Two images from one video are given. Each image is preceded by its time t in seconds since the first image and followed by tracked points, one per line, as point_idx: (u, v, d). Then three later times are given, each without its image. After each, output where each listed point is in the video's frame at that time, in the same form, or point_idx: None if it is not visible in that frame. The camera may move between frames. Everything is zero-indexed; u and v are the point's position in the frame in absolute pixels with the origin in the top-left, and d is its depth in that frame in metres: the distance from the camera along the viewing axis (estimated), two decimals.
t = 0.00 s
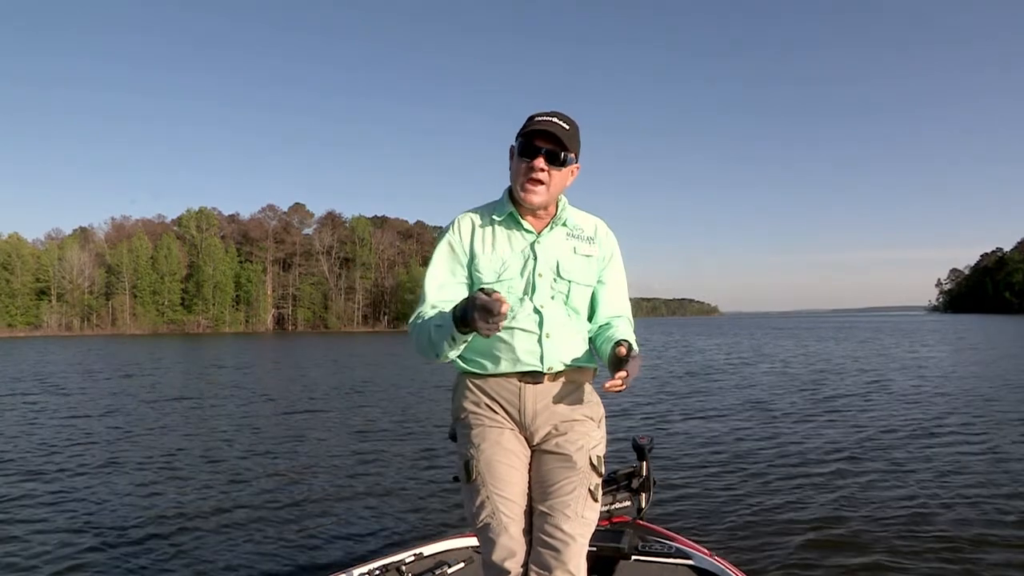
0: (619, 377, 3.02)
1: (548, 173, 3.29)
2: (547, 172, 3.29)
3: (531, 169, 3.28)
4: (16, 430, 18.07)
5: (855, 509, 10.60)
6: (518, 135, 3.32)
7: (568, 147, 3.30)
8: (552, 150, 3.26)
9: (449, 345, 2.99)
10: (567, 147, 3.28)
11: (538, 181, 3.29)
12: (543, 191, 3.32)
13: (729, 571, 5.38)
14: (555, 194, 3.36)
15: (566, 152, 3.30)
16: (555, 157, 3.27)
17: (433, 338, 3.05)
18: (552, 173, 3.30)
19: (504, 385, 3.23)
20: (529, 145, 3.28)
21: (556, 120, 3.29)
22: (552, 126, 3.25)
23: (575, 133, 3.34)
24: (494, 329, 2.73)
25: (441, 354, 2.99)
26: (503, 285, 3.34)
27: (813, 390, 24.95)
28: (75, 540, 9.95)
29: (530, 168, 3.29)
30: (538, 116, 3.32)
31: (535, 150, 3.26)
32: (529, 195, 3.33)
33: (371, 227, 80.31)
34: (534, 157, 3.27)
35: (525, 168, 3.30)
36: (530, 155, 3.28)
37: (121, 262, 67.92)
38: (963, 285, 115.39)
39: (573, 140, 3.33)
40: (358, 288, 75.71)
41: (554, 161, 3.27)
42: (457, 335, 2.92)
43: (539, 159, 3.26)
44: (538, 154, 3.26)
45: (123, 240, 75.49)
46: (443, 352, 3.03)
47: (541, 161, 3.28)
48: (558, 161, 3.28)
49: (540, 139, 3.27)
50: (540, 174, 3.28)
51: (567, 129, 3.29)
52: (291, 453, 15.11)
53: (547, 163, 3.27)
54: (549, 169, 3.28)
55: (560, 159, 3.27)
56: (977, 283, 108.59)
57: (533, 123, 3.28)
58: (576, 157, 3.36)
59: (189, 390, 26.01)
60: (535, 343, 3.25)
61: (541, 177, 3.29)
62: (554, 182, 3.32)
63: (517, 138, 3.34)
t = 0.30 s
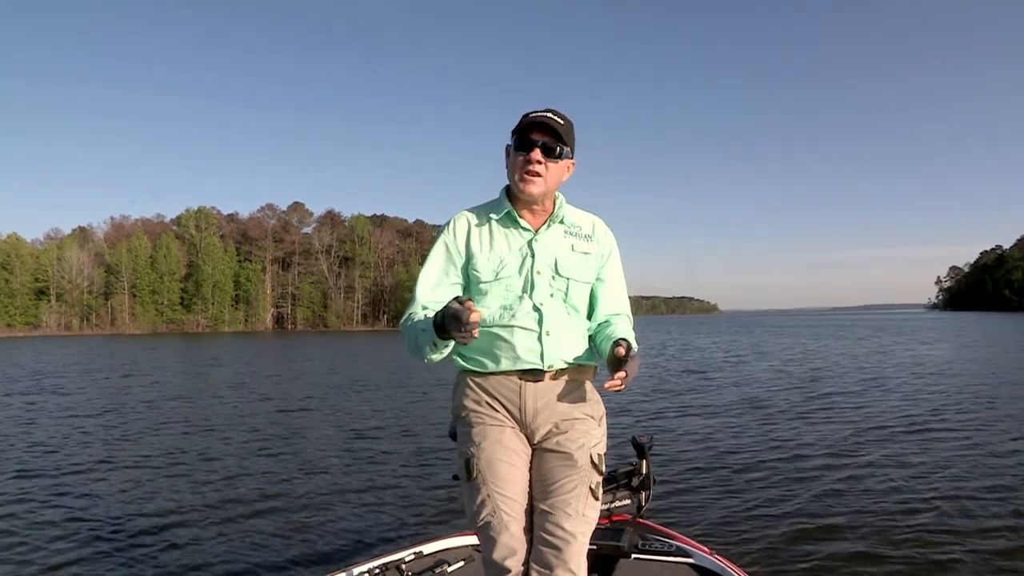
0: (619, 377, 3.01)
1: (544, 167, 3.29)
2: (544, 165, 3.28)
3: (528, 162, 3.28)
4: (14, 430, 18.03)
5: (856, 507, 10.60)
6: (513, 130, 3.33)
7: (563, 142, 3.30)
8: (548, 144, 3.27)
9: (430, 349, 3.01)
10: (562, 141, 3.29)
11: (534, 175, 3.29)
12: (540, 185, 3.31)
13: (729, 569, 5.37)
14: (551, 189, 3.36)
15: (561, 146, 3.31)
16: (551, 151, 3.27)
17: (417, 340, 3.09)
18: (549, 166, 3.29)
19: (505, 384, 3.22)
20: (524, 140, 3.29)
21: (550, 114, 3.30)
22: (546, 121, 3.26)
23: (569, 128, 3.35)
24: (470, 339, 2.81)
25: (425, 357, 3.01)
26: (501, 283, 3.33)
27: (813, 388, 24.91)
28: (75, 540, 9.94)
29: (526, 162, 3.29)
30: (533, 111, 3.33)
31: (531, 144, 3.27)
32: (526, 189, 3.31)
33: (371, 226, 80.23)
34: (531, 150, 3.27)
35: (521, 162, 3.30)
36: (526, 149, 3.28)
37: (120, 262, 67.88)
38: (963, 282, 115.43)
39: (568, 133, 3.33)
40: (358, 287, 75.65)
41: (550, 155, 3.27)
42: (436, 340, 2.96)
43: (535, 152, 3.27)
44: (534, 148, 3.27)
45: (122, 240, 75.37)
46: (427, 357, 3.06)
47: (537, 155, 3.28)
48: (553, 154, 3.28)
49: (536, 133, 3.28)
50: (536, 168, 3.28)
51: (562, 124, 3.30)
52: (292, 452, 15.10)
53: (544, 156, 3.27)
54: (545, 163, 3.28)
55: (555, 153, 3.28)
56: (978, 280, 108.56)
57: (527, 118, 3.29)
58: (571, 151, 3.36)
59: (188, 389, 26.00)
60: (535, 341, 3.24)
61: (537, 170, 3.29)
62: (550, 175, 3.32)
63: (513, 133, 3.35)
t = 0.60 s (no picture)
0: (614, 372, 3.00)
1: (540, 163, 3.27)
2: (540, 161, 3.27)
3: (525, 159, 3.27)
4: (13, 429, 18.01)
5: (857, 506, 10.58)
6: (509, 127, 3.31)
7: (559, 137, 3.28)
8: (544, 140, 3.25)
9: (423, 352, 3.02)
10: (559, 136, 3.27)
11: (530, 171, 3.28)
12: (536, 181, 3.30)
13: (728, 567, 5.35)
14: (547, 185, 3.34)
15: (557, 142, 3.28)
16: (547, 146, 3.25)
17: (411, 344, 3.11)
18: (545, 162, 3.28)
19: (502, 380, 3.21)
20: (521, 136, 3.27)
21: (546, 110, 3.28)
22: (541, 116, 3.24)
23: (566, 123, 3.33)
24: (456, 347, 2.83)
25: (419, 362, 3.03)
26: (498, 280, 3.32)
27: (813, 387, 24.87)
28: (73, 539, 9.91)
29: (523, 158, 3.27)
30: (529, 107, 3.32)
31: (527, 140, 3.26)
32: (522, 185, 3.30)
33: (371, 225, 80.15)
34: (526, 147, 3.26)
35: (518, 159, 3.29)
36: (522, 145, 3.27)
37: (120, 261, 67.85)
38: (963, 282, 115.40)
39: (564, 129, 3.32)
40: (358, 287, 75.61)
41: (546, 150, 3.26)
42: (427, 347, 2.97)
43: (531, 148, 3.25)
44: (531, 143, 3.25)
45: (122, 239, 75.31)
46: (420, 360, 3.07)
47: (534, 151, 3.26)
48: (549, 150, 3.26)
49: (532, 129, 3.26)
50: (532, 164, 3.26)
51: (558, 119, 3.28)
52: (291, 451, 15.07)
53: (540, 152, 3.26)
54: (541, 158, 3.27)
55: (551, 148, 3.26)
56: (977, 279, 108.57)
57: (524, 113, 3.28)
58: (568, 147, 3.34)
59: (188, 388, 25.96)
60: (532, 338, 3.23)
61: (533, 167, 3.27)
62: (546, 172, 3.30)
63: (509, 130, 3.33)
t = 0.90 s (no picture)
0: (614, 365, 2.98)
1: (534, 159, 3.26)
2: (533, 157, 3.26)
3: (518, 156, 3.25)
4: (12, 429, 17.99)
5: (857, 504, 10.57)
6: (502, 124, 3.30)
7: (552, 132, 3.26)
8: (537, 135, 3.24)
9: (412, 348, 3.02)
10: (551, 132, 3.26)
11: (524, 168, 3.26)
12: (531, 177, 3.28)
13: (727, 565, 5.35)
14: (542, 181, 3.33)
15: (550, 137, 3.27)
16: (540, 141, 3.24)
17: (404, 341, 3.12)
18: (539, 158, 3.26)
19: (500, 378, 3.20)
20: (513, 133, 3.26)
21: (538, 106, 3.27)
22: (533, 113, 3.23)
23: (558, 119, 3.32)
24: (433, 325, 2.81)
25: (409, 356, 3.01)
26: (496, 278, 3.30)
27: (813, 385, 24.87)
28: (71, 539, 9.90)
29: (516, 155, 3.26)
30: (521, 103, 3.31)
31: (520, 136, 3.24)
32: (517, 182, 3.29)
33: (370, 225, 80.06)
34: (520, 143, 3.24)
35: (512, 156, 3.28)
36: (516, 142, 3.26)
37: (120, 261, 67.82)
38: (963, 281, 115.42)
39: (557, 123, 3.30)
40: (358, 287, 75.57)
41: (539, 146, 3.25)
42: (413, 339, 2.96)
43: (524, 144, 3.24)
44: (524, 139, 3.24)
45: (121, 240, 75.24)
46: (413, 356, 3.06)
47: (527, 147, 3.25)
48: (542, 146, 3.25)
49: (524, 125, 3.25)
50: (526, 160, 3.25)
51: (549, 115, 3.26)
52: (290, 451, 15.06)
53: (533, 148, 3.24)
54: (534, 154, 3.26)
55: (544, 144, 3.25)
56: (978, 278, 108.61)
57: (516, 110, 3.27)
58: (561, 141, 3.32)
59: (187, 388, 25.92)
60: (531, 335, 3.21)
61: (527, 162, 3.26)
62: (541, 167, 3.29)
63: (502, 127, 3.32)
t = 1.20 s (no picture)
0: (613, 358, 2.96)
1: (532, 158, 3.25)
2: (531, 156, 3.24)
3: (516, 155, 3.24)
4: (10, 429, 17.97)
5: (855, 502, 10.58)
6: (500, 122, 3.29)
7: (550, 131, 3.26)
8: (535, 135, 3.23)
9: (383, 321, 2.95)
10: (550, 131, 3.25)
11: (523, 167, 3.25)
12: (529, 176, 3.28)
13: (726, 562, 5.35)
14: (540, 180, 3.32)
15: (548, 136, 3.26)
16: (538, 141, 3.23)
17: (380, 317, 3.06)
18: (537, 157, 3.25)
19: (498, 376, 3.19)
20: (511, 132, 3.25)
21: (536, 104, 3.27)
22: (531, 111, 3.22)
23: (556, 118, 3.31)
24: (382, 237, 2.63)
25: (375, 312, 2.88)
26: (493, 276, 3.29)
27: (812, 384, 24.88)
28: (68, 539, 9.89)
29: (514, 155, 3.25)
30: (519, 102, 3.29)
31: (518, 136, 3.23)
32: (515, 181, 3.28)
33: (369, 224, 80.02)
34: (518, 142, 3.23)
35: (510, 156, 3.27)
36: (514, 141, 3.24)
37: (119, 261, 67.79)
38: (962, 279, 115.51)
39: (555, 122, 3.30)
40: (357, 286, 75.49)
41: (537, 146, 3.24)
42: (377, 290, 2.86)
43: (523, 143, 3.23)
44: (522, 139, 3.23)
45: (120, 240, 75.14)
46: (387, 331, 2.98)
47: (525, 146, 3.24)
48: (541, 145, 3.24)
49: (522, 124, 3.23)
50: (524, 159, 3.24)
51: (547, 114, 3.26)
52: (289, 450, 15.06)
53: (531, 147, 3.24)
54: (533, 154, 3.25)
55: (542, 143, 3.24)
56: (977, 276, 108.66)
57: (513, 109, 3.25)
58: (559, 141, 3.32)
59: (186, 388, 25.89)
60: (529, 333, 3.20)
61: (525, 162, 3.25)
62: (538, 166, 3.28)
63: (500, 125, 3.31)
